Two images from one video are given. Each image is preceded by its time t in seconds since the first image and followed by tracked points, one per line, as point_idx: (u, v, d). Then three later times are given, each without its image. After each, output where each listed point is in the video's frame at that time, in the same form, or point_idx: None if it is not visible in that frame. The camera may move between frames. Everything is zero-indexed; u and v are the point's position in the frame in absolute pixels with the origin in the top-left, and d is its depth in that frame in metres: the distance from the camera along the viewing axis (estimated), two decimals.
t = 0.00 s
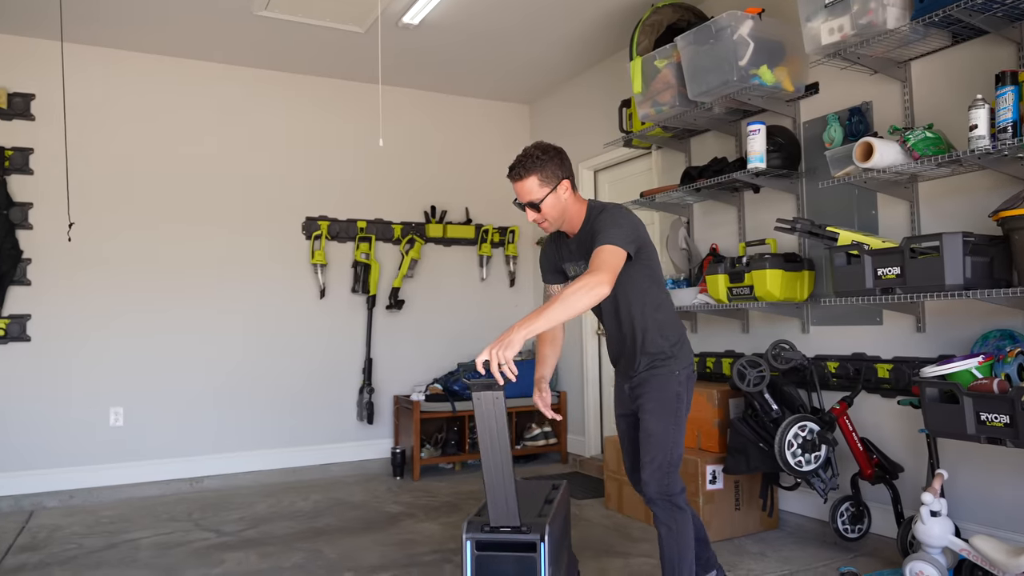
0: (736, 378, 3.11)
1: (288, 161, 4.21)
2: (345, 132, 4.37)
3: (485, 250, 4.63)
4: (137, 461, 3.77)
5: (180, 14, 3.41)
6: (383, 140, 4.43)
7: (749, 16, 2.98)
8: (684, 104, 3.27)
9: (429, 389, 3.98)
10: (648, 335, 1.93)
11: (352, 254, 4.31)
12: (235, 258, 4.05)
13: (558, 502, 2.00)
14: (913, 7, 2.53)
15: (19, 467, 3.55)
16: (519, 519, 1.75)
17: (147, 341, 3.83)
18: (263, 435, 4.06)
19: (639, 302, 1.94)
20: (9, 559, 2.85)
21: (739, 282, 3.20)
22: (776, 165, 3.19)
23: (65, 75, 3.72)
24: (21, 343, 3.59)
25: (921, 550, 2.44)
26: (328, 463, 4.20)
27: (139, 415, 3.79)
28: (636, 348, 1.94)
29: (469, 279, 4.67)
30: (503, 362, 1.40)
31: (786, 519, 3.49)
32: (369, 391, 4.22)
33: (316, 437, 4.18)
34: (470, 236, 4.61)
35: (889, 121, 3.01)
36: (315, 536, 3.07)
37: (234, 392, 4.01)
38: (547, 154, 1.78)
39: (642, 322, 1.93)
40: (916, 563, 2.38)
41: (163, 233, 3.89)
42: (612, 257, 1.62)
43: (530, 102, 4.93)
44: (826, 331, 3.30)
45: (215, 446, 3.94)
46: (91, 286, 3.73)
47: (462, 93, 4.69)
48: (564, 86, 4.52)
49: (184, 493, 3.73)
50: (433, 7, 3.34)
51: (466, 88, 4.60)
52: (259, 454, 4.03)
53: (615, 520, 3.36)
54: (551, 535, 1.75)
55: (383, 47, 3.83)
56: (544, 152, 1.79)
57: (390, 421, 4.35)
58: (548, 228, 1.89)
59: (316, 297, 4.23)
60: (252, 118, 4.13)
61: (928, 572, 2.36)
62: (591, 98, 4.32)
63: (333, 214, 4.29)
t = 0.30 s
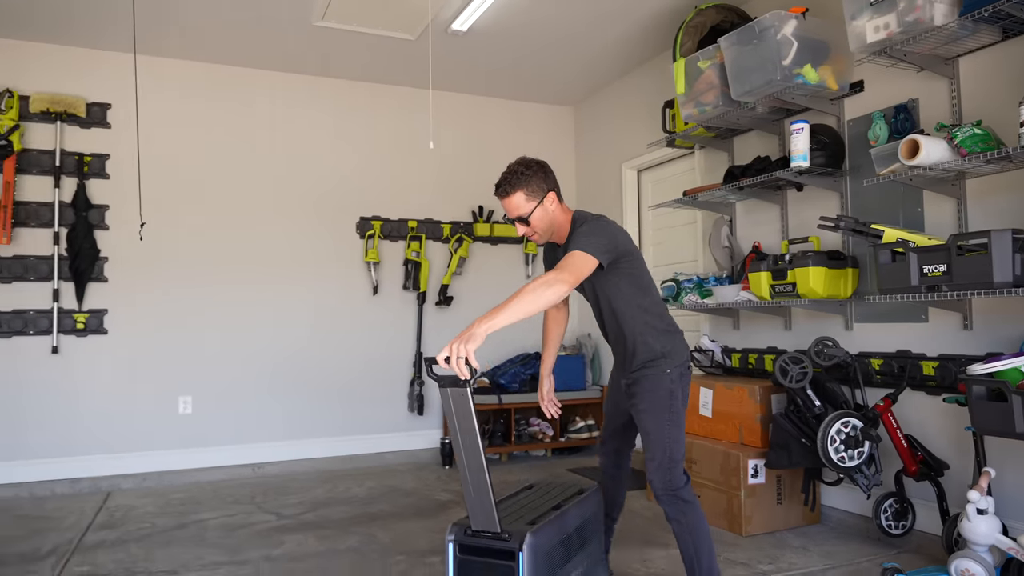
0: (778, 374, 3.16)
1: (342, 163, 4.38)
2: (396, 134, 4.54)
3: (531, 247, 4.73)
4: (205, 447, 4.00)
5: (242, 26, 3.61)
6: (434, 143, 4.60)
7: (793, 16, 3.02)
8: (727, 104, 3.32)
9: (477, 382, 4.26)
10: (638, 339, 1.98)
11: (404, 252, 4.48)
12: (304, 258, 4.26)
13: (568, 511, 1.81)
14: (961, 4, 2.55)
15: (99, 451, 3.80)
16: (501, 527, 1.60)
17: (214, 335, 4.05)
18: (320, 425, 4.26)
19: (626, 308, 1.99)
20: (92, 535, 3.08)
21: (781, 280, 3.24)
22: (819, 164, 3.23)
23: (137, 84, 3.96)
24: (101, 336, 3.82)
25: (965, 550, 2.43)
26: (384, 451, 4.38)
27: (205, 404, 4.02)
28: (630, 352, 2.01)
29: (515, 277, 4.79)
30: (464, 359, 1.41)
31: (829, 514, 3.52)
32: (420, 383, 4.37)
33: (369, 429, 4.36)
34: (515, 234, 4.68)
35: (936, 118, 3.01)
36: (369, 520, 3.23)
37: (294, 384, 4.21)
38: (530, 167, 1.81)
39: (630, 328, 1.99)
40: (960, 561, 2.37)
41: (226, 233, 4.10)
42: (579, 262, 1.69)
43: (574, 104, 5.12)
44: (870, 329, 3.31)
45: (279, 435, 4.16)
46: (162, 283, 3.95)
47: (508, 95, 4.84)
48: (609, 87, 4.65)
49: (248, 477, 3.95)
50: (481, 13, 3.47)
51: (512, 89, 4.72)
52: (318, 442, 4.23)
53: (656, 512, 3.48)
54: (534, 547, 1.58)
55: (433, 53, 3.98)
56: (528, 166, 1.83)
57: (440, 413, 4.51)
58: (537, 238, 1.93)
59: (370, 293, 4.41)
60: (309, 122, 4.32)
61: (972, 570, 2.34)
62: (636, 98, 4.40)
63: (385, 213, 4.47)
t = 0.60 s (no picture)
0: (800, 364, 3.37)
1: (393, 169, 4.78)
2: (445, 144, 4.96)
3: (568, 246, 5.24)
4: (275, 426, 4.40)
5: (306, 47, 3.99)
6: (479, 151, 5.05)
7: (815, 28, 3.22)
8: (751, 112, 3.55)
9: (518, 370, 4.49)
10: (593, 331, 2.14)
11: (451, 251, 4.86)
12: (349, 257, 4.63)
13: (554, 505, 1.86)
14: (979, 11, 2.70)
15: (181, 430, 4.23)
16: (474, 517, 1.70)
17: (281, 326, 4.45)
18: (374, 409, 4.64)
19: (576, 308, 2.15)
20: (176, 504, 3.48)
21: (803, 276, 3.45)
22: (840, 166, 3.41)
23: (212, 100, 4.38)
24: (183, 327, 4.24)
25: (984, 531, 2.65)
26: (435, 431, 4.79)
27: (273, 388, 4.42)
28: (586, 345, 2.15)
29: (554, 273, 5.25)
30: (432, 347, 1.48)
31: (850, 497, 3.73)
32: (466, 370, 4.82)
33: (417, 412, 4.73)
34: (554, 233, 5.24)
35: (955, 121, 3.18)
36: (421, 494, 3.57)
37: (353, 372, 4.60)
38: (485, 192, 1.96)
39: (581, 326, 2.14)
40: (977, 542, 2.59)
41: (289, 234, 4.50)
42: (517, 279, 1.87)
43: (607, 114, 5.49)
44: (888, 321, 3.51)
45: (342, 416, 4.56)
46: (233, 279, 4.35)
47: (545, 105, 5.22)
48: (642, 95, 4.97)
49: (312, 454, 4.35)
50: (523, 28, 3.78)
51: (549, 98, 5.05)
52: (374, 423, 4.61)
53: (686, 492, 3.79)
54: (500, 537, 1.65)
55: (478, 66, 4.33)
56: (490, 189, 1.99)
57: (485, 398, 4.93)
58: (496, 254, 2.10)
59: (420, 288, 4.80)
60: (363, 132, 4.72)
61: (989, 550, 2.56)
62: (669, 106, 4.68)
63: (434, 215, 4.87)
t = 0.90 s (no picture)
0: (836, 361, 3.46)
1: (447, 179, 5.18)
2: (497, 158, 5.36)
3: (610, 249, 5.54)
4: (344, 415, 4.80)
5: (370, 69, 4.38)
6: (527, 160, 5.41)
7: (851, 37, 3.34)
8: (787, 119, 3.72)
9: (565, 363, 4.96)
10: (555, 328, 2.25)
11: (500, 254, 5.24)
12: (405, 260, 5.00)
13: (546, 503, 1.86)
14: (1016, 17, 2.78)
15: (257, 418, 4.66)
16: (455, 510, 1.74)
17: (345, 325, 4.82)
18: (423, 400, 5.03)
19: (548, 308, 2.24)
20: (254, 484, 3.87)
21: (839, 275, 3.57)
22: (875, 170, 3.54)
23: (284, 119, 4.80)
24: (259, 324, 4.66)
25: None
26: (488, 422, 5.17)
27: (340, 381, 4.80)
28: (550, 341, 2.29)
29: (597, 275, 5.60)
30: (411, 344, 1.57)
31: (888, 490, 3.85)
32: (516, 365, 5.16)
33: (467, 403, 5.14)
34: (596, 237, 5.54)
35: (992, 124, 3.26)
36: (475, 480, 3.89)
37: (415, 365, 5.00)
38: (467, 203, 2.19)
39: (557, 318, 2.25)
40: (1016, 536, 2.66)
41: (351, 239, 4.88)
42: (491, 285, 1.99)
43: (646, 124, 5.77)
44: (924, 319, 3.61)
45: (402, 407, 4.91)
46: (303, 282, 4.76)
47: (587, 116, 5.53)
48: (681, 105, 5.21)
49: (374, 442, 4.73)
50: (568, 46, 4.07)
51: (591, 108, 5.31)
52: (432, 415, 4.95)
53: (725, 482, 3.99)
54: (478, 533, 1.67)
55: (527, 83, 4.66)
56: (471, 203, 2.22)
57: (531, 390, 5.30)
58: (476, 261, 2.28)
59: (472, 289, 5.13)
60: (419, 146, 5.12)
61: None
62: (708, 114, 4.87)
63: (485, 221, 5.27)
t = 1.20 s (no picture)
0: (878, 356, 3.45)
1: (489, 181, 5.41)
2: (537, 160, 5.55)
3: (648, 247, 5.66)
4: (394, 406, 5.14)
5: (417, 78, 4.62)
6: (566, 162, 5.59)
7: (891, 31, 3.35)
8: (824, 116, 3.75)
9: (604, 360, 5.20)
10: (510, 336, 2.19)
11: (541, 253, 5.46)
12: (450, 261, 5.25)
13: (536, 499, 1.73)
14: None
15: (314, 409, 4.97)
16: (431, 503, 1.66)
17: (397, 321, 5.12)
18: (410, 393, 5.25)
19: (512, 316, 2.20)
20: (312, 470, 4.16)
21: (881, 271, 3.57)
22: (918, 165, 3.48)
23: (337, 127, 5.11)
24: (316, 321, 4.97)
25: None
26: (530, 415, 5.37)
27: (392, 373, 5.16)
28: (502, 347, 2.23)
29: (636, 273, 5.70)
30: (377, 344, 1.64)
31: (934, 486, 3.81)
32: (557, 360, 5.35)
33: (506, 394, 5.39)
34: (634, 236, 5.65)
35: None
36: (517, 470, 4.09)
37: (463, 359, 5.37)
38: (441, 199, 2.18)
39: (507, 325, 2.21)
40: None
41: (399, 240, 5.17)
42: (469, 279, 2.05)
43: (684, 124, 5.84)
44: (971, 314, 3.56)
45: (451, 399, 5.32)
46: (354, 281, 5.05)
47: (625, 117, 5.64)
48: (718, 105, 5.27)
49: (423, 432, 5.04)
50: (604, 51, 4.22)
51: (629, 110, 5.42)
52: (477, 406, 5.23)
53: (765, 475, 4.04)
54: (455, 526, 1.59)
55: (566, 86, 4.82)
56: (445, 199, 2.21)
57: (572, 382, 5.49)
58: (449, 257, 2.30)
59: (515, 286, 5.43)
60: (462, 151, 5.36)
61: None
62: (746, 111, 4.92)
63: (526, 221, 5.47)
